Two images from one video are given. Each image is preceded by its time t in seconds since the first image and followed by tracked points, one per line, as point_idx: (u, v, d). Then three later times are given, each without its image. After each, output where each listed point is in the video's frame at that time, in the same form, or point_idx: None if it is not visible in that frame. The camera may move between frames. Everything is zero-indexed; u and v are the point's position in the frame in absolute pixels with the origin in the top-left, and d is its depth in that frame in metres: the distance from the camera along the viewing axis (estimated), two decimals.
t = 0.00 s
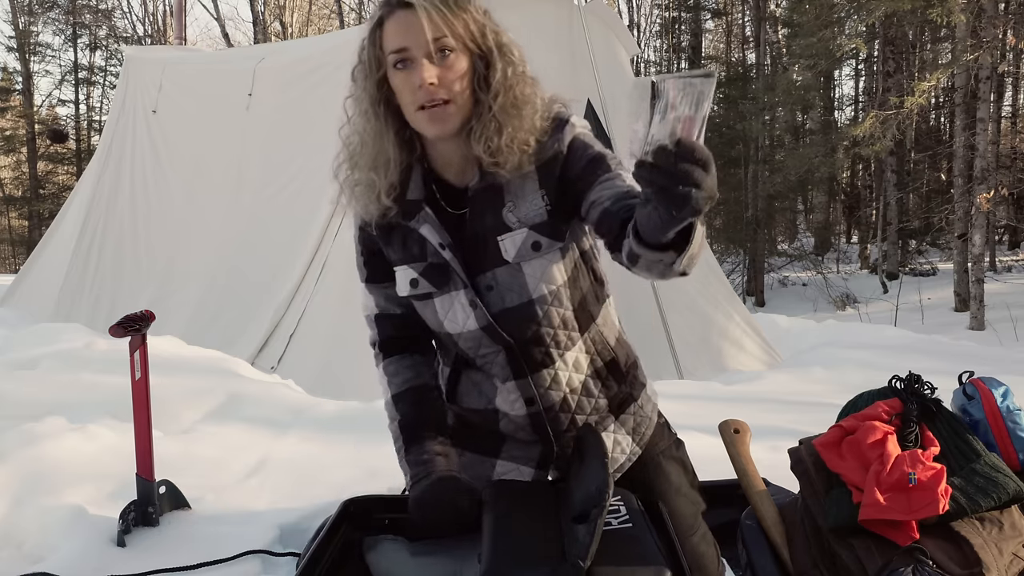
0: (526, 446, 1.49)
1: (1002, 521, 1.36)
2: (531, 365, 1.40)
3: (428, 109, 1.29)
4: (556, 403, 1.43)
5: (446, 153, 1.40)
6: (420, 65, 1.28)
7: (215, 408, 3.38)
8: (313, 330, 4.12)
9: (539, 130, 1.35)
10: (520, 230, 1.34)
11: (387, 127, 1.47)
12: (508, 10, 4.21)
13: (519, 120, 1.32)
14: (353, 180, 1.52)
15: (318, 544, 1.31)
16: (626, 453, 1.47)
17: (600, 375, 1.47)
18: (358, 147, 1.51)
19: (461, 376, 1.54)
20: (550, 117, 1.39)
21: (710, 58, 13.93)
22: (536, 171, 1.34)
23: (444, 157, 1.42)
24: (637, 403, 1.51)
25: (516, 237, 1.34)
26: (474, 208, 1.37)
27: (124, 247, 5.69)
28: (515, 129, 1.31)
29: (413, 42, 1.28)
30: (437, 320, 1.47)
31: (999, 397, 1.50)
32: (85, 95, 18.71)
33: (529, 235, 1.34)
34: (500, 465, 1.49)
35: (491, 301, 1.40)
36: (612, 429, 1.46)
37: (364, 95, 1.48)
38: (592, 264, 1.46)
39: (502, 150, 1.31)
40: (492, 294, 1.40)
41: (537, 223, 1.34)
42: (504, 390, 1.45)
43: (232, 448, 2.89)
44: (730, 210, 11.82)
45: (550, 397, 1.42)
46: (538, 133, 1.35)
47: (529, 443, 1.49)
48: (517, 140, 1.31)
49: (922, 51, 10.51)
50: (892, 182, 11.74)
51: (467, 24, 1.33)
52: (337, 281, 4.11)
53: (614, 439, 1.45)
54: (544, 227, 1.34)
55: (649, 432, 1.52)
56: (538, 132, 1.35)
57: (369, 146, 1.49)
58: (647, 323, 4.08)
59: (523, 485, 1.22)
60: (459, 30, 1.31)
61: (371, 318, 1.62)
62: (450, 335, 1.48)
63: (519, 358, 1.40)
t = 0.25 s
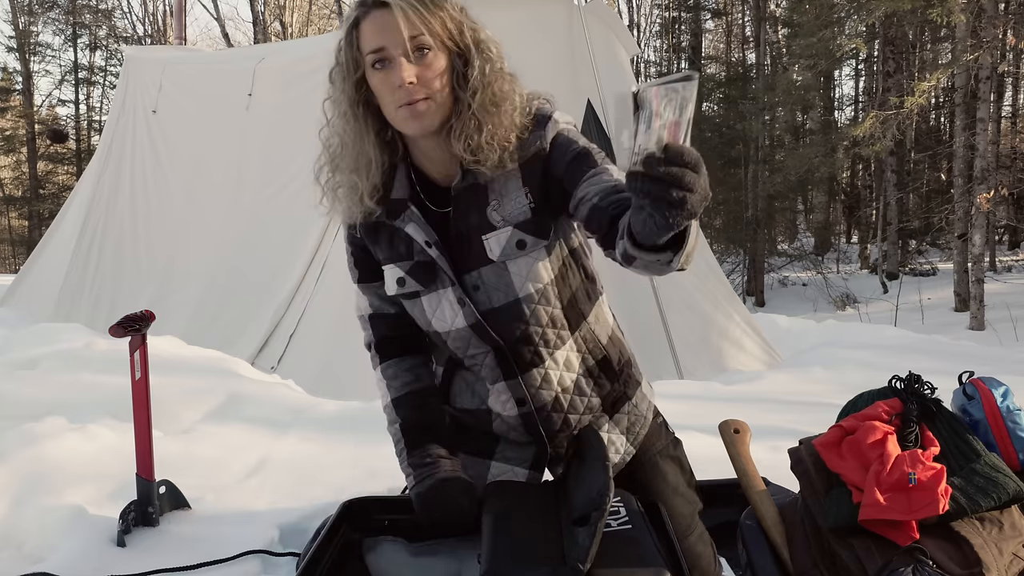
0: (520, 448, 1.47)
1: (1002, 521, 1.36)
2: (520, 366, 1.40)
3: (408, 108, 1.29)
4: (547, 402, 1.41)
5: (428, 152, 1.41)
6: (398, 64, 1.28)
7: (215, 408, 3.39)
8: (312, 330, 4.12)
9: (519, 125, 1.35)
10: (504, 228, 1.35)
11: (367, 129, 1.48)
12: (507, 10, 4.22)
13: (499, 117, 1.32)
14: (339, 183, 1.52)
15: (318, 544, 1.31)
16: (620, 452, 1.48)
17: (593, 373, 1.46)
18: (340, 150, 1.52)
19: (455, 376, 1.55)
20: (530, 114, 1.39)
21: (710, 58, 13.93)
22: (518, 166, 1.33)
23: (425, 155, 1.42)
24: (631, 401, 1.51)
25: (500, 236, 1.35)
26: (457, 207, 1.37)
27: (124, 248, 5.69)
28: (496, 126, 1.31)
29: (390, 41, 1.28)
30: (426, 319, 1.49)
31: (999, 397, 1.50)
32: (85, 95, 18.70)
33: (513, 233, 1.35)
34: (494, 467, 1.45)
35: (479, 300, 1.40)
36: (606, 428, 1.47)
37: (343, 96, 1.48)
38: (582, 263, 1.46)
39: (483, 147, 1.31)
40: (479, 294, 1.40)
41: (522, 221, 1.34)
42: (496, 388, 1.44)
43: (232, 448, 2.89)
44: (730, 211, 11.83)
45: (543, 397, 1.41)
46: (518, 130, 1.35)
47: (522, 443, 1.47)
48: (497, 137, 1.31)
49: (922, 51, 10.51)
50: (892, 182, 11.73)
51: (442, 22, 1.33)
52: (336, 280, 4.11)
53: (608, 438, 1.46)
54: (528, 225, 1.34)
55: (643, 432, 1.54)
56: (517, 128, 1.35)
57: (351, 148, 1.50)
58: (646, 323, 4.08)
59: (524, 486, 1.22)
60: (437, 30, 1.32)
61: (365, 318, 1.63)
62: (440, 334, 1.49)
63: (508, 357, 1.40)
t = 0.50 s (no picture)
0: (518, 449, 1.48)
1: (1002, 521, 1.36)
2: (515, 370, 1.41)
3: (401, 113, 1.29)
4: (543, 406, 1.42)
5: (422, 156, 1.41)
6: (392, 69, 1.28)
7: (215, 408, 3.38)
8: (312, 330, 4.12)
9: (511, 129, 1.36)
10: (498, 234, 1.34)
11: (360, 133, 1.48)
12: (507, 10, 4.21)
13: (492, 121, 1.32)
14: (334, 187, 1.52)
15: (317, 545, 1.31)
16: (619, 454, 1.48)
17: (590, 376, 1.47)
18: (334, 153, 1.52)
19: (453, 377, 1.55)
20: (524, 119, 1.40)
21: (710, 58, 13.93)
22: (511, 170, 1.34)
23: (419, 159, 1.42)
24: (630, 402, 1.52)
25: (494, 242, 1.35)
26: (451, 213, 1.37)
27: (124, 249, 5.69)
28: (488, 129, 1.31)
29: (384, 46, 1.28)
30: (421, 322, 1.48)
31: (999, 397, 1.50)
32: (85, 95, 18.70)
33: (507, 238, 1.34)
34: (492, 468, 1.46)
35: (473, 305, 1.41)
36: (605, 430, 1.47)
37: (336, 99, 1.48)
38: (580, 265, 1.46)
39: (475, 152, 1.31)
40: (474, 300, 1.40)
41: (516, 227, 1.34)
42: (492, 392, 1.44)
43: (233, 448, 2.89)
44: (730, 211, 11.84)
45: (539, 401, 1.42)
46: (511, 134, 1.36)
47: (519, 445, 1.48)
48: (490, 141, 1.32)
49: (922, 51, 10.51)
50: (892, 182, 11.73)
51: (436, 26, 1.34)
52: (335, 281, 4.12)
53: (607, 440, 1.46)
54: (522, 231, 1.34)
55: (643, 433, 1.54)
56: (510, 131, 1.35)
57: (344, 152, 1.50)
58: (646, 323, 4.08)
59: (523, 486, 1.22)
60: (431, 33, 1.32)
61: (363, 320, 1.63)
62: (435, 338, 1.49)
63: (503, 363, 1.41)
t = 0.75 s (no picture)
0: (518, 450, 1.48)
1: (1002, 521, 1.36)
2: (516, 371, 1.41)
3: (409, 114, 1.30)
4: (543, 408, 1.42)
5: (426, 157, 1.41)
6: (401, 71, 1.28)
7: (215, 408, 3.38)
8: (312, 330, 4.12)
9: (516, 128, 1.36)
10: (499, 235, 1.34)
11: (363, 133, 1.47)
12: (507, 9, 4.20)
13: (498, 121, 1.32)
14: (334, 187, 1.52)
15: (318, 545, 1.30)
16: (619, 455, 1.49)
17: (591, 377, 1.47)
18: (335, 154, 1.51)
19: (454, 377, 1.56)
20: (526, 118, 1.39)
21: (710, 58, 13.93)
22: (515, 169, 1.34)
23: (422, 159, 1.42)
24: (631, 403, 1.52)
25: (495, 244, 1.35)
26: (451, 214, 1.37)
27: (124, 249, 5.69)
28: (493, 128, 1.31)
29: (391, 47, 1.28)
30: (421, 323, 1.49)
31: (999, 397, 1.50)
32: (85, 95, 18.69)
33: (508, 240, 1.35)
34: (493, 469, 1.46)
35: (474, 306, 1.41)
36: (606, 431, 1.47)
37: (338, 100, 1.47)
38: (581, 267, 1.46)
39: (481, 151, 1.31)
40: (475, 300, 1.41)
41: (516, 229, 1.34)
42: (493, 392, 1.44)
43: (233, 448, 2.89)
44: (730, 211, 11.84)
45: (540, 403, 1.42)
46: (515, 133, 1.36)
47: (521, 446, 1.48)
48: (496, 140, 1.32)
49: (922, 51, 10.50)
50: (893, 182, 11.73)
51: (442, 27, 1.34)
52: (336, 281, 4.12)
53: (607, 441, 1.47)
54: (523, 232, 1.34)
55: (644, 433, 1.54)
56: (514, 130, 1.35)
57: (347, 153, 1.49)
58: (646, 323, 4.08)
59: (523, 486, 1.22)
60: (437, 34, 1.32)
61: (363, 320, 1.63)
62: (435, 338, 1.49)
63: (503, 364, 1.41)
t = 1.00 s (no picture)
0: (518, 450, 1.48)
1: (1002, 521, 1.36)
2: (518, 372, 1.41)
3: (418, 113, 1.30)
4: (545, 408, 1.42)
5: (434, 154, 1.41)
6: (407, 70, 1.28)
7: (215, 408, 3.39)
8: (312, 330, 4.12)
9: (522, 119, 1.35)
10: (502, 236, 1.34)
11: (370, 135, 1.48)
12: (507, 9, 4.21)
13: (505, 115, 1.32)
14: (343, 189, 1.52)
15: (318, 544, 1.30)
16: (619, 456, 1.49)
17: (592, 378, 1.47)
18: (342, 156, 1.52)
19: (455, 376, 1.56)
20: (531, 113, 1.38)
21: (710, 58, 13.93)
22: (519, 167, 1.31)
23: (430, 157, 1.42)
24: (632, 403, 1.52)
25: (498, 244, 1.34)
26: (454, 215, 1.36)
27: (123, 249, 5.69)
28: (500, 121, 1.31)
29: (396, 47, 1.28)
30: (423, 321, 1.49)
31: (999, 397, 1.50)
32: (85, 95, 18.69)
33: (511, 240, 1.34)
34: (493, 469, 1.46)
35: (476, 306, 1.41)
36: (606, 431, 1.47)
37: (344, 103, 1.48)
38: (581, 268, 1.46)
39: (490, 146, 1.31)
40: (477, 301, 1.40)
41: (519, 230, 1.33)
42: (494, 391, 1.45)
43: (233, 448, 2.89)
44: (730, 211, 11.85)
45: (541, 403, 1.41)
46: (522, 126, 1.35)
47: (521, 446, 1.48)
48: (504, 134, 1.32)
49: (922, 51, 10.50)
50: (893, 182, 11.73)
51: (442, 22, 1.34)
52: (336, 280, 4.12)
53: (608, 441, 1.47)
54: (525, 233, 1.33)
55: (644, 434, 1.54)
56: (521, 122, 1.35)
57: (355, 155, 1.50)
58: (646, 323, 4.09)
59: (523, 487, 1.22)
60: (440, 30, 1.33)
61: (366, 318, 1.63)
62: (437, 337, 1.50)
63: (505, 364, 1.40)
